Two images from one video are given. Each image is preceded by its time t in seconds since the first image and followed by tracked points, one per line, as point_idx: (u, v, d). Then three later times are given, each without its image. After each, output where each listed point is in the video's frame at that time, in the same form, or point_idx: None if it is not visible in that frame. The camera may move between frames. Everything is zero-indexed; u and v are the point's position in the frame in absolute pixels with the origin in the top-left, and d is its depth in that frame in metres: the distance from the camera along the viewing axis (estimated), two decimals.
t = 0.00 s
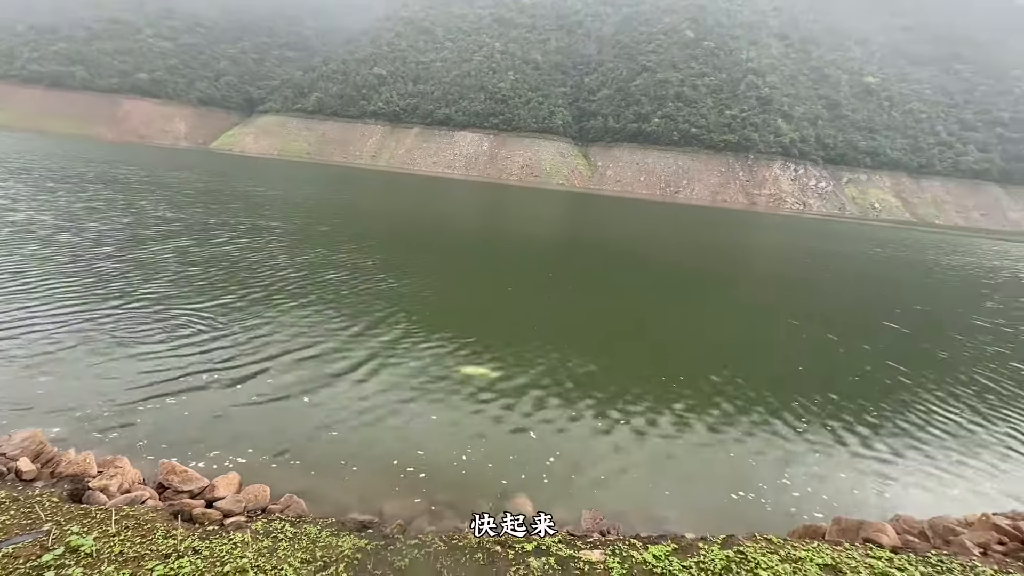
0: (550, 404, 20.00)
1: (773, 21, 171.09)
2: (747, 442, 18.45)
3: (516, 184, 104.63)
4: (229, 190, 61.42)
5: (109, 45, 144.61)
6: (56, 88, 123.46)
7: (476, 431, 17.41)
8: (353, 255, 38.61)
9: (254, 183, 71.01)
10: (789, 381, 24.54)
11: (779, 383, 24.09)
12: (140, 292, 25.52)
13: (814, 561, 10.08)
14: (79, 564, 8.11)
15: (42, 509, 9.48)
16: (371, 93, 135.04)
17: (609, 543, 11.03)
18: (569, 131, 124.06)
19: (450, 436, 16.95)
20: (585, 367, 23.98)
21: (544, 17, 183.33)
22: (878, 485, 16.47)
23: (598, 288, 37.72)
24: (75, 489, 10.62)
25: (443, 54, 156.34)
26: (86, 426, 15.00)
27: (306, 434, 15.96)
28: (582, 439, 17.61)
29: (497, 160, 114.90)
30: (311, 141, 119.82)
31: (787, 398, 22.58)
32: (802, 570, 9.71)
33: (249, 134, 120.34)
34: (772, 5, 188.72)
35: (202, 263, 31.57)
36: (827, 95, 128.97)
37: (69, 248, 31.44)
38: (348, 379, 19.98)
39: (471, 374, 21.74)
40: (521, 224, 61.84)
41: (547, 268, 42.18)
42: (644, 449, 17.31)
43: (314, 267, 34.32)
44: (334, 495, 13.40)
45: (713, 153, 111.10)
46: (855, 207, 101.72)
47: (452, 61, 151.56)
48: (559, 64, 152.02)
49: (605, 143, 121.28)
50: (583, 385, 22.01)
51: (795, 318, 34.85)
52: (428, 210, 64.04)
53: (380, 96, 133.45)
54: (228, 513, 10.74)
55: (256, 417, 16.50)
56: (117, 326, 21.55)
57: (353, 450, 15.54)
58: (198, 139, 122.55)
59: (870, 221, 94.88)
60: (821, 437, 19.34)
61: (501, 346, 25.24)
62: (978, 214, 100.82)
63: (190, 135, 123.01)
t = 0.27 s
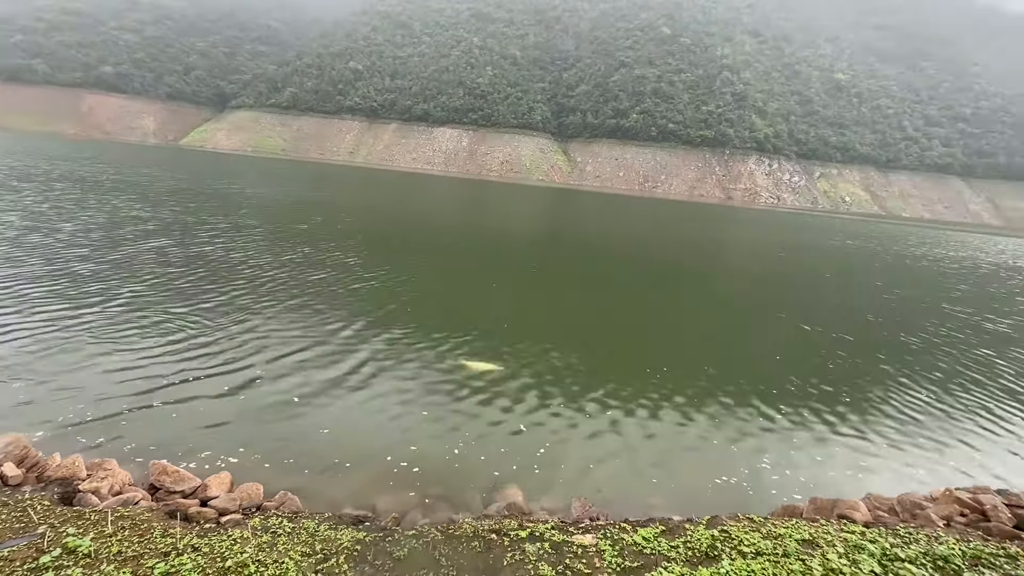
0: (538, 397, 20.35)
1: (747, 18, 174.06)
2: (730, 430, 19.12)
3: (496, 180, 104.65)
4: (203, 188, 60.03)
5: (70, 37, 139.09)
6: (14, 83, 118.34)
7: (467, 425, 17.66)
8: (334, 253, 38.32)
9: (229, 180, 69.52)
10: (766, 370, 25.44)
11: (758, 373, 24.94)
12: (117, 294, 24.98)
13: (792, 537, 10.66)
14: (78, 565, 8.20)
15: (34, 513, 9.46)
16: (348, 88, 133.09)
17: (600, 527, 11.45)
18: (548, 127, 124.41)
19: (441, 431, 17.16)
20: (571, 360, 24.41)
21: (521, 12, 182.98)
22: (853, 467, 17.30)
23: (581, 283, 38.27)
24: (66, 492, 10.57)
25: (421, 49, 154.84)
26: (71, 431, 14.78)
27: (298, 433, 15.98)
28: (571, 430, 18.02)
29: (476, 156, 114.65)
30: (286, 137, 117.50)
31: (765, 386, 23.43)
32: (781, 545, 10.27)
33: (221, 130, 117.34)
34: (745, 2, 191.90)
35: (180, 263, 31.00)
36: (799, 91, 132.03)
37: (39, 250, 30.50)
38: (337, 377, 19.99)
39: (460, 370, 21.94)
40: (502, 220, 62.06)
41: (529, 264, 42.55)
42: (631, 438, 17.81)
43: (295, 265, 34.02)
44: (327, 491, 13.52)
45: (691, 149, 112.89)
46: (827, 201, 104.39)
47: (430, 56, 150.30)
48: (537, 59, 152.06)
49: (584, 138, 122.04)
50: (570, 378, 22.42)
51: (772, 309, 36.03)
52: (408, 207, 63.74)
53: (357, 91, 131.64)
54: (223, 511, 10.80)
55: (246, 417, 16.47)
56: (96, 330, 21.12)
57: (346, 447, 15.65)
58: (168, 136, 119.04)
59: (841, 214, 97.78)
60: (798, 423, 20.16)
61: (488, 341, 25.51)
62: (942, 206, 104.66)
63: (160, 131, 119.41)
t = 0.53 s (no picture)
0: (527, 391, 20.61)
1: (725, 15, 176.23)
2: (714, 420, 19.60)
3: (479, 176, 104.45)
4: (178, 186, 58.66)
5: (33, 29, 133.79)
6: None
7: (457, 420, 17.80)
8: (317, 251, 37.98)
9: (205, 177, 68.04)
10: (747, 360, 26.10)
11: (741, 363, 25.61)
12: (96, 295, 24.42)
13: (774, 519, 11.08)
14: (69, 567, 8.15)
15: (19, 517, 9.34)
16: (327, 83, 131.04)
17: (590, 515, 11.74)
18: (531, 122, 124.51)
19: (433, 427, 17.30)
20: (558, 354, 24.74)
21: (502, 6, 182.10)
22: (831, 452, 17.96)
23: (564, 278, 38.61)
24: (51, 495, 10.41)
25: (401, 43, 153.20)
26: (55, 434, 14.52)
27: (287, 432, 15.96)
28: (561, 423, 18.29)
29: (459, 152, 114.17)
30: (264, 132, 115.19)
31: (746, 376, 24.05)
32: (764, 528, 10.66)
33: (196, 125, 114.41)
34: None
35: (158, 263, 30.36)
36: (776, 88, 134.44)
37: (9, 250, 29.54)
38: (325, 376, 19.95)
39: (449, 366, 22.05)
40: (485, 216, 62.14)
41: (514, 259, 42.75)
42: (619, 431, 18.16)
43: (278, 263, 33.66)
44: (318, 489, 13.53)
45: (672, 144, 114.09)
46: (803, 195, 106.82)
47: (410, 50, 148.79)
48: (519, 54, 151.75)
49: (566, 134, 122.44)
50: (558, 372, 22.74)
51: (753, 301, 36.88)
52: (390, 203, 63.36)
53: (336, 86, 129.75)
54: (214, 511, 10.76)
55: (235, 417, 16.38)
56: (75, 332, 20.63)
57: (337, 445, 15.66)
58: (140, 131, 115.69)
59: (816, 208, 100.17)
60: (782, 411, 20.77)
61: (475, 336, 25.71)
62: (913, 199, 107.73)
63: (131, 126, 115.90)
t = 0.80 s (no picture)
0: (514, 386, 20.73)
1: (705, 12, 178.03)
2: (697, 411, 19.99)
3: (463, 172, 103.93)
4: (153, 182, 57.17)
5: None
6: None
7: (445, 416, 17.84)
8: (298, 248, 37.46)
9: (181, 173, 66.43)
10: (729, 353, 26.60)
11: (723, 356, 26.09)
12: (69, 296, 23.73)
13: (755, 507, 11.37)
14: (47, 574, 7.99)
15: None
16: (306, 77, 128.81)
17: (577, 507, 11.88)
18: (514, 118, 124.30)
19: (420, 423, 17.31)
20: (544, 349, 24.91)
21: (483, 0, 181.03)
22: (810, 441, 18.48)
23: (549, 274, 38.76)
24: (26, 501, 10.15)
25: (381, 37, 151.30)
26: (31, 440, 14.16)
27: (273, 432, 15.80)
28: (548, 418, 18.45)
29: (441, 148, 113.41)
30: (241, 127, 112.79)
31: (728, 369, 24.54)
32: (746, 515, 10.93)
33: (170, 120, 111.47)
34: None
35: (134, 262, 29.62)
36: (755, 84, 136.44)
37: None
38: (310, 374, 19.79)
39: (436, 363, 21.99)
40: (469, 212, 61.96)
41: (498, 256, 42.73)
42: (606, 424, 18.38)
43: (259, 261, 33.14)
44: (302, 488, 13.42)
45: (654, 140, 114.97)
46: (782, 190, 109.09)
47: (391, 44, 147.09)
48: (501, 49, 151.17)
49: (549, 130, 122.55)
50: (544, 367, 22.90)
51: (734, 295, 37.54)
52: (373, 200, 62.70)
53: (316, 80, 127.63)
54: (197, 512, 10.60)
55: (218, 418, 16.15)
56: (48, 334, 20.05)
57: (324, 444, 15.57)
58: (112, 126, 112.28)
59: (794, 203, 101.99)
60: (762, 402, 21.27)
61: (461, 333, 25.72)
62: (887, 193, 110.41)
63: (102, 121, 112.37)
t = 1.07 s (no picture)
0: (503, 382, 20.78)
1: (690, 8, 179.04)
2: (685, 404, 20.26)
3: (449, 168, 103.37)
4: (132, 179, 55.87)
5: None
6: None
7: (435, 413, 17.82)
8: (283, 246, 36.98)
9: (161, 170, 65.03)
10: (715, 347, 26.94)
11: (709, 350, 26.42)
12: (47, 297, 23.13)
13: (740, 497, 11.57)
14: None
15: None
16: (289, 72, 126.86)
17: (565, 501, 11.97)
18: (500, 114, 123.98)
19: (409, 421, 17.28)
20: (532, 346, 25.00)
21: None
22: (794, 433, 18.83)
23: (537, 271, 38.82)
24: (5, 505, 9.94)
25: (366, 32, 149.55)
26: (9, 443, 13.83)
27: (261, 431, 15.64)
28: (537, 413, 18.54)
29: (428, 144, 112.66)
30: (223, 122, 110.72)
31: (714, 362, 24.87)
32: (730, 505, 11.13)
33: (149, 115, 108.95)
34: None
35: (114, 261, 28.96)
36: (740, 81, 137.77)
37: None
38: (298, 372, 19.62)
39: (426, 361, 21.93)
40: (456, 208, 61.72)
41: (486, 253, 42.67)
42: (594, 419, 18.53)
43: (244, 259, 32.65)
44: (289, 487, 13.32)
45: (640, 136, 115.39)
46: (766, 186, 110.43)
47: (376, 39, 145.52)
48: (487, 45, 150.50)
49: (536, 126, 122.44)
50: (533, 363, 22.98)
51: (719, 289, 38.03)
52: (358, 196, 62.05)
53: (299, 75, 125.78)
54: (181, 514, 10.46)
55: (203, 418, 15.93)
56: (25, 335, 19.54)
57: (313, 442, 15.46)
58: (88, 121, 109.38)
59: (778, 198, 103.40)
60: (747, 394, 21.63)
61: (449, 330, 25.67)
62: (868, 189, 112.39)
63: (77, 116, 109.38)
